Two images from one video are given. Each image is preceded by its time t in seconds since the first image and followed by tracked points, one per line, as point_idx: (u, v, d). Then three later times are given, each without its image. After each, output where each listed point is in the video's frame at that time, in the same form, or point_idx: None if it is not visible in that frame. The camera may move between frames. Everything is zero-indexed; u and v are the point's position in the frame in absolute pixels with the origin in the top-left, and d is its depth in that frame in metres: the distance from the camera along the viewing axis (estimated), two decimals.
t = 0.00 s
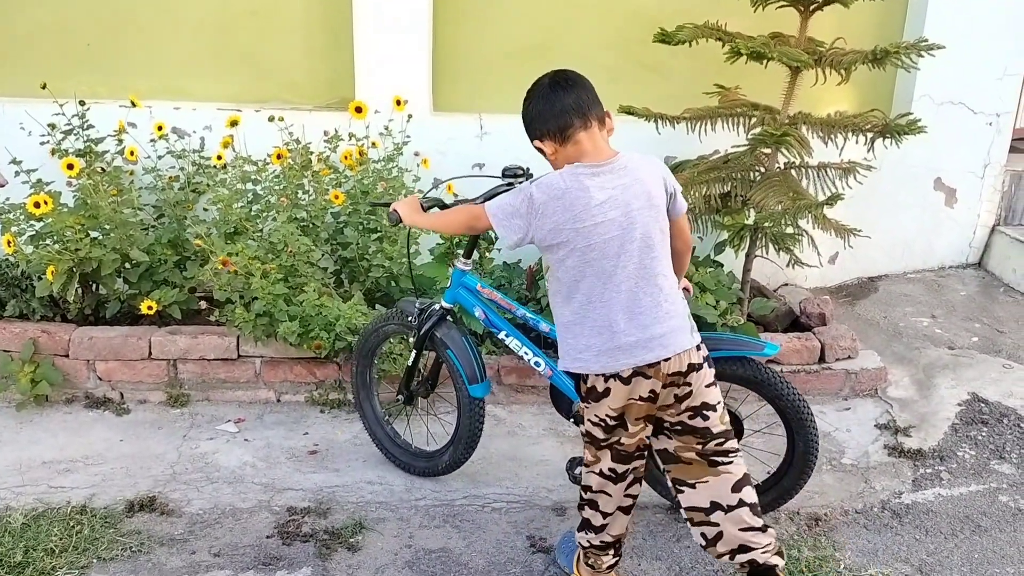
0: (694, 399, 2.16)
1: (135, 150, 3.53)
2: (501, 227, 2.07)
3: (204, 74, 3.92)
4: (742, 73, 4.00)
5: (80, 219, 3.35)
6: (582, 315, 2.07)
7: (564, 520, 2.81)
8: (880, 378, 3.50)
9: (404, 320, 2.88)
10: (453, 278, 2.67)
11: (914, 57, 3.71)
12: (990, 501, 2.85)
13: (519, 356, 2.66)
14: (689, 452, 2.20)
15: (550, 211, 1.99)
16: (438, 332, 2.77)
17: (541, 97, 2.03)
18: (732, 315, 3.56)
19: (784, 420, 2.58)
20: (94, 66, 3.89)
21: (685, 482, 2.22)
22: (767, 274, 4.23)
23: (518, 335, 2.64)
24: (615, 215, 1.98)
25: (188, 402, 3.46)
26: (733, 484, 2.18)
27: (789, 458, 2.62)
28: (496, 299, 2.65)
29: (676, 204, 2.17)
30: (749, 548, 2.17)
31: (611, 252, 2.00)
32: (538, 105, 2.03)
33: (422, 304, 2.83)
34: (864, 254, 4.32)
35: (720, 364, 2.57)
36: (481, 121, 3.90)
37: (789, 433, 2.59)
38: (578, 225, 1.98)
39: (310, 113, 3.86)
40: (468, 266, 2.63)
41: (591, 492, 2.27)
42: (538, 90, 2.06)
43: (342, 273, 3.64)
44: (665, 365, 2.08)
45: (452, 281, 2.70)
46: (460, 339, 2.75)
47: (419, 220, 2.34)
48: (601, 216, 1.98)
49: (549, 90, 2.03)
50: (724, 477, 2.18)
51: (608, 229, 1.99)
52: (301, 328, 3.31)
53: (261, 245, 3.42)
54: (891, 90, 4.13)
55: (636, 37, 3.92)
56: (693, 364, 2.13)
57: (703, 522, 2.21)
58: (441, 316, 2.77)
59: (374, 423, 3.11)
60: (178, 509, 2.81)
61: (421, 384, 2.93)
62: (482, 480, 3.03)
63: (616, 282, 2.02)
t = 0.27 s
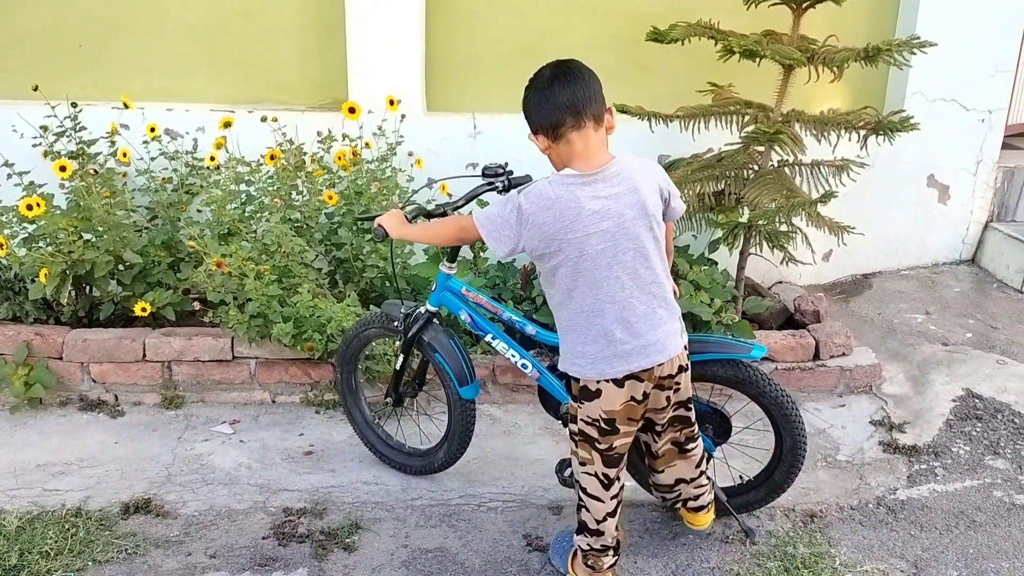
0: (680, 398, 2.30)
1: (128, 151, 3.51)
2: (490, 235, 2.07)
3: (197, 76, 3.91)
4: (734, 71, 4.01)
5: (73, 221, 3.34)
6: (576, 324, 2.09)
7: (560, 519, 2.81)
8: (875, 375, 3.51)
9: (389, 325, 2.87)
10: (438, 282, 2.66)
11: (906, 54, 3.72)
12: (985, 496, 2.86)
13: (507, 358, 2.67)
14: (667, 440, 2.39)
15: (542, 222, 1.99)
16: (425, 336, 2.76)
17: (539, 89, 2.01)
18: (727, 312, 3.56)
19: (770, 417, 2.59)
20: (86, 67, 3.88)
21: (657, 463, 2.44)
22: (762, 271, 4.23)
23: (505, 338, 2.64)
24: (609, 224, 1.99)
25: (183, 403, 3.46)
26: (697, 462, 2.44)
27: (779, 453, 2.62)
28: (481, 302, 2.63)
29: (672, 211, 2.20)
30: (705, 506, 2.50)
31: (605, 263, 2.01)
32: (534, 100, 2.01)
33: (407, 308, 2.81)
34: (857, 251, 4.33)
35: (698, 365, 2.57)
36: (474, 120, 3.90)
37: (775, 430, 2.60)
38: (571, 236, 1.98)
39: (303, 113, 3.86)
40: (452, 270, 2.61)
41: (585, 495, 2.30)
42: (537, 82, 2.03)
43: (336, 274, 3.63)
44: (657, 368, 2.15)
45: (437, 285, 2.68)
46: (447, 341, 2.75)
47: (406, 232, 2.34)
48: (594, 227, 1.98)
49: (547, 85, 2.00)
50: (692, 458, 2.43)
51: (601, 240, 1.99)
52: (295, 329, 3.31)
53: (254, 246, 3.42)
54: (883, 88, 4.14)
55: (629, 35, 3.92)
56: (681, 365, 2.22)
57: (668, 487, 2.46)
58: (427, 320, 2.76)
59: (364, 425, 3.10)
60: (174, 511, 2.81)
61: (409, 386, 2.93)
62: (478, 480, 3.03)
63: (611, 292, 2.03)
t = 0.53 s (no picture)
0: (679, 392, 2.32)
1: (121, 151, 3.50)
2: (479, 237, 2.07)
3: (190, 75, 3.90)
4: (728, 69, 4.01)
5: (67, 222, 3.33)
6: (570, 324, 2.09)
7: (556, 517, 2.81)
8: (869, 372, 3.51)
9: (377, 326, 2.86)
10: (426, 281, 2.65)
11: (899, 52, 3.73)
12: (980, 493, 2.87)
13: (496, 357, 2.67)
14: (667, 436, 2.41)
15: (535, 224, 1.98)
16: (415, 336, 2.75)
17: (533, 81, 1.99)
18: (722, 310, 3.56)
19: (756, 410, 2.59)
20: (79, 68, 3.87)
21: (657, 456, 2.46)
22: (756, 269, 4.24)
23: (493, 337, 2.64)
24: (601, 223, 1.99)
25: (177, 404, 3.45)
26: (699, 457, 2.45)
27: (767, 446, 2.62)
28: (469, 301, 2.63)
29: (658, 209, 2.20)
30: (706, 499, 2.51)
31: (599, 262, 2.01)
32: (528, 91, 1.99)
33: (396, 308, 2.80)
34: (851, 248, 4.34)
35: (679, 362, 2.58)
36: (468, 119, 3.90)
37: (761, 422, 2.60)
38: (565, 237, 1.98)
39: (297, 113, 3.85)
40: (440, 269, 2.60)
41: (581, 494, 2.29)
42: (533, 74, 2.01)
43: (330, 273, 3.63)
44: (653, 363, 2.16)
45: (424, 285, 2.67)
46: (437, 340, 2.74)
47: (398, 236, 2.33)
48: (588, 226, 1.98)
49: (543, 78, 1.98)
50: (692, 453, 2.44)
51: (595, 239, 1.99)
52: (289, 329, 3.30)
53: (248, 246, 3.42)
54: (877, 85, 4.14)
55: (622, 34, 3.92)
56: (673, 359, 2.25)
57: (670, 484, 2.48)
58: (416, 319, 2.75)
59: (354, 429, 3.09)
60: (169, 512, 2.80)
61: (399, 385, 2.92)
62: (473, 479, 3.02)
63: (605, 291, 2.04)
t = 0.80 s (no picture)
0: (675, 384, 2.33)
1: (119, 152, 3.50)
2: (472, 236, 2.07)
3: (188, 75, 3.90)
4: (726, 69, 4.01)
5: (65, 223, 3.33)
6: (568, 321, 2.09)
7: (554, 517, 2.81)
8: (867, 371, 3.52)
9: (377, 326, 2.85)
10: (427, 280, 2.64)
11: (897, 51, 3.73)
12: (978, 491, 2.88)
13: (496, 356, 2.67)
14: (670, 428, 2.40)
15: (528, 223, 1.98)
16: (415, 336, 2.75)
17: (526, 80, 1.98)
18: (720, 310, 3.56)
19: (757, 409, 2.59)
20: (76, 68, 3.87)
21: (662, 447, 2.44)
22: (754, 268, 4.24)
23: (494, 336, 2.64)
24: (595, 221, 1.99)
25: (176, 404, 3.45)
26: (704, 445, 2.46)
27: (767, 446, 2.62)
28: (470, 300, 2.63)
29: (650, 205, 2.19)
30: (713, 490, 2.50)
31: (594, 259, 2.02)
32: (521, 90, 1.98)
33: (397, 308, 2.79)
34: (849, 247, 4.34)
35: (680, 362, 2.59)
36: (466, 119, 3.90)
37: (762, 422, 2.60)
38: (560, 235, 1.98)
39: (296, 113, 3.85)
40: (441, 268, 2.58)
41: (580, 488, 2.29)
42: (526, 73, 1.99)
43: (329, 273, 3.62)
44: (653, 354, 2.17)
45: (426, 284, 2.67)
46: (438, 339, 2.74)
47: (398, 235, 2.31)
48: (582, 225, 1.98)
49: (536, 78, 1.97)
50: (698, 442, 2.43)
51: (589, 237, 1.99)
52: (288, 329, 3.30)
53: (247, 246, 3.42)
54: (874, 84, 4.15)
55: (620, 33, 3.92)
56: (671, 350, 2.26)
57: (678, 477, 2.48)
58: (417, 319, 2.74)
59: (354, 429, 3.10)
60: (168, 512, 2.80)
61: (400, 385, 2.93)
62: (472, 478, 3.03)
63: (601, 287, 2.05)
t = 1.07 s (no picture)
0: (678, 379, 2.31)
1: (118, 152, 3.50)
2: (476, 232, 2.03)
3: (187, 75, 3.90)
4: (725, 70, 4.01)
5: (63, 223, 3.33)
6: (570, 318, 2.08)
7: (553, 518, 2.81)
8: (866, 372, 3.52)
9: (379, 329, 2.82)
10: (430, 281, 2.61)
11: (895, 52, 3.74)
12: (976, 493, 2.88)
13: (500, 357, 2.66)
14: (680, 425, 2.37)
15: (531, 216, 1.98)
16: (421, 337, 2.75)
17: (530, 76, 1.98)
18: (719, 311, 3.56)
19: (764, 411, 2.59)
20: (75, 68, 3.87)
21: (675, 446, 2.40)
22: (753, 270, 4.24)
23: (498, 337, 2.64)
24: (596, 214, 2.00)
25: (174, 405, 3.45)
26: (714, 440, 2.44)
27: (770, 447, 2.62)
28: (475, 301, 2.61)
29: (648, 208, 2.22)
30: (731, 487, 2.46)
31: (596, 252, 2.02)
32: (525, 87, 1.98)
33: (401, 310, 2.76)
34: (848, 249, 4.34)
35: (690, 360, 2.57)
36: (466, 119, 3.90)
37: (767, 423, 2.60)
38: (562, 228, 1.98)
39: (295, 114, 3.85)
40: (445, 269, 2.55)
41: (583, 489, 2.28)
42: (531, 69, 1.99)
43: (328, 274, 3.62)
44: (656, 350, 2.17)
45: (428, 284, 2.64)
46: (444, 338, 2.75)
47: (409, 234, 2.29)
48: (583, 217, 1.98)
49: (540, 75, 1.97)
50: (709, 438, 2.41)
51: (590, 231, 2.00)
52: (287, 330, 3.30)
53: (245, 247, 3.41)
54: (873, 85, 4.15)
55: (619, 34, 3.92)
56: (673, 346, 2.27)
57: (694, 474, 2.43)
58: (421, 321, 2.72)
59: (353, 433, 3.06)
60: (166, 513, 2.80)
61: (402, 387, 2.91)
62: (471, 479, 3.02)
63: (603, 281, 2.04)
